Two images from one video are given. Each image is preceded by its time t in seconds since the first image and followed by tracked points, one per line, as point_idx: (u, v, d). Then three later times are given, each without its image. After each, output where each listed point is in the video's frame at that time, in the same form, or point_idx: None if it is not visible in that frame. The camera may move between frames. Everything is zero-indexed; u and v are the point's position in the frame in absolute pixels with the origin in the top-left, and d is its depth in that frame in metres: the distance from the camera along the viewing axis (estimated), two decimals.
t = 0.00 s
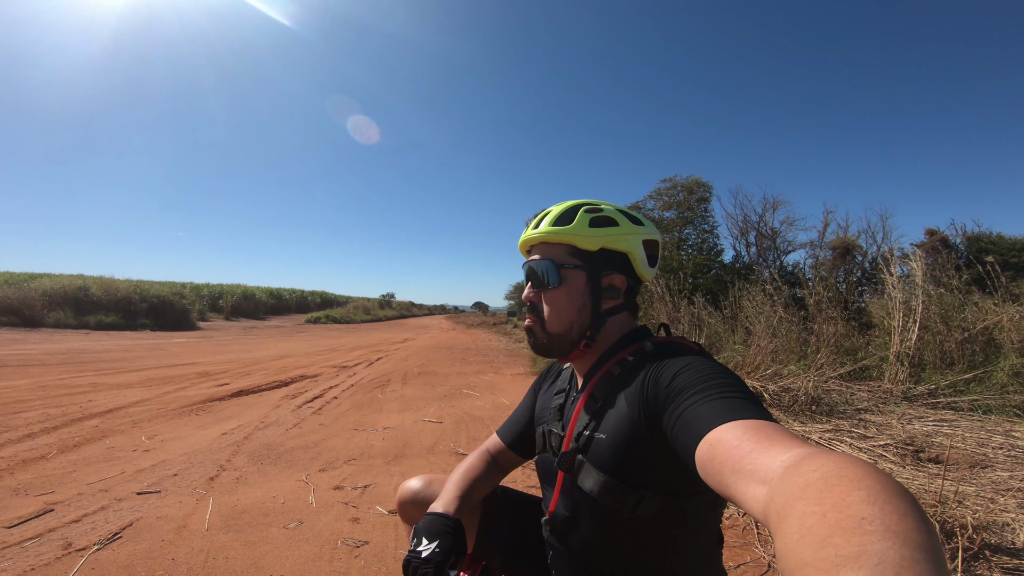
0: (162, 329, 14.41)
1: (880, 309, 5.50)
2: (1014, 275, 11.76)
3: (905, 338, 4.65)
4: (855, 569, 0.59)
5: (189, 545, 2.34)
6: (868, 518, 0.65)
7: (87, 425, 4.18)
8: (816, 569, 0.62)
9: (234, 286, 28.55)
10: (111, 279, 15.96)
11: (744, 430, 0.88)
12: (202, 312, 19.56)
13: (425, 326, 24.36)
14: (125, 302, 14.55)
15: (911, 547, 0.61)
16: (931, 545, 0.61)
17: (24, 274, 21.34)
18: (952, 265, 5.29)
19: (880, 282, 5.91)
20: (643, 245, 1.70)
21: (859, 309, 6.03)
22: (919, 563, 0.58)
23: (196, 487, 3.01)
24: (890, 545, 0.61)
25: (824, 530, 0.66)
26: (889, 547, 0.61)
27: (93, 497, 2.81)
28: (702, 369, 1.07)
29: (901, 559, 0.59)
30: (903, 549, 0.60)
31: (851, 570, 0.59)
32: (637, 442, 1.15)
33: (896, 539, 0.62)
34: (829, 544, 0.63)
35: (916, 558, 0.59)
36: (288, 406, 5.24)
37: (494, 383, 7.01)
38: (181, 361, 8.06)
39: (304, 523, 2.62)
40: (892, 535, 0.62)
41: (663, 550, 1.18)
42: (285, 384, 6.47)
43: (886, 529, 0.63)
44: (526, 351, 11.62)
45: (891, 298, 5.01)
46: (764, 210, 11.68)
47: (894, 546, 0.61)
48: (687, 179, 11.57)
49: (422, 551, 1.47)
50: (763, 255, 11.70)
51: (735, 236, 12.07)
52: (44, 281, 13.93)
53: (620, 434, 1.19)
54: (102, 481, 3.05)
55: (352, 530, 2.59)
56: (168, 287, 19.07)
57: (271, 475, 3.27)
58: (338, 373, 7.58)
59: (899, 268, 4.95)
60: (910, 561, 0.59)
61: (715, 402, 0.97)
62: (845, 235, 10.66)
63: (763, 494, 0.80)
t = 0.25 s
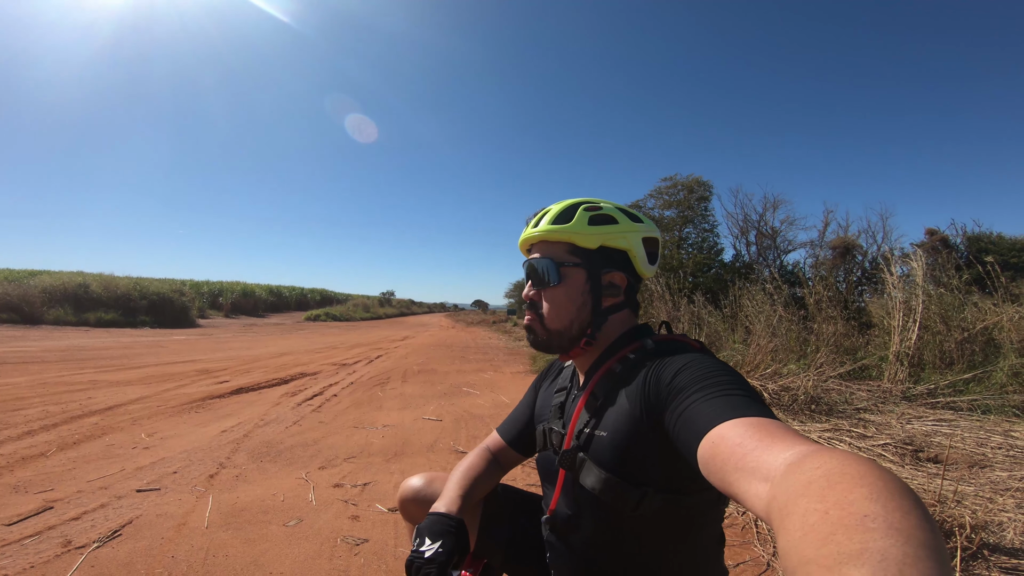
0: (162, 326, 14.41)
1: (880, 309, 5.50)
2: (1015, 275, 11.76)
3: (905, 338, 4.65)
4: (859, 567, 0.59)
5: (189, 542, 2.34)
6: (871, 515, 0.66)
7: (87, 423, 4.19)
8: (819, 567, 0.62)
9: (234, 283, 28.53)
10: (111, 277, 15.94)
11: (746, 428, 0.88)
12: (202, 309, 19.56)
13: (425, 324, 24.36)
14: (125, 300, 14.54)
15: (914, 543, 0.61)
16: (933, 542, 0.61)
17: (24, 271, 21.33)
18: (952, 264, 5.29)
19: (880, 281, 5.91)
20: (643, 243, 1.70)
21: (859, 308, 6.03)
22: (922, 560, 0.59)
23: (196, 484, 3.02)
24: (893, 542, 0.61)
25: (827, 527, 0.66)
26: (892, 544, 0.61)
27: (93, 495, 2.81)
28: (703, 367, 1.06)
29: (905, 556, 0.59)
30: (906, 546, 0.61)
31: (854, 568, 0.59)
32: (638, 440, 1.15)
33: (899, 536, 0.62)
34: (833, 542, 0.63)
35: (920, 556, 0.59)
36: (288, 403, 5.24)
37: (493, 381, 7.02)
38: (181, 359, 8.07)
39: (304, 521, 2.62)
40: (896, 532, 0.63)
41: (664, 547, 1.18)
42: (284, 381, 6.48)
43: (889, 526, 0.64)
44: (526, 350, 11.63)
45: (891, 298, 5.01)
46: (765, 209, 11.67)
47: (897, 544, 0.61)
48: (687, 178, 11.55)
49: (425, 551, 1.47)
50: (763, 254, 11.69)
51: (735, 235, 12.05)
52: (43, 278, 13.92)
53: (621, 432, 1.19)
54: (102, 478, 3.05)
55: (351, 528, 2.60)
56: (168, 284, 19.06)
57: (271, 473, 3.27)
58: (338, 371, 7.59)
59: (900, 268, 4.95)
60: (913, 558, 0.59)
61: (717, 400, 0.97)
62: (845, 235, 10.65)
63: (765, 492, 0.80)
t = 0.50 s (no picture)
0: (162, 324, 14.42)
1: (880, 309, 5.50)
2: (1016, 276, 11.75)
3: (906, 338, 4.65)
4: (868, 567, 0.59)
5: (190, 541, 2.35)
6: (881, 516, 0.66)
7: (87, 421, 4.19)
8: (829, 567, 0.62)
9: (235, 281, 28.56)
10: (112, 274, 15.95)
11: (754, 427, 0.88)
12: (202, 307, 19.57)
13: (425, 322, 24.37)
14: (125, 297, 14.55)
15: (923, 544, 0.61)
16: (943, 543, 0.61)
17: (24, 269, 21.34)
18: (954, 265, 5.28)
19: (881, 282, 5.91)
20: (648, 240, 1.70)
21: (860, 308, 6.03)
22: (933, 560, 0.59)
23: (196, 482, 3.02)
24: (903, 542, 0.61)
25: (836, 528, 0.67)
26: (902, 544, 0.61)
27: (94, 493, 2.82)
28: (710, 366, 1.06)
29: (914, 556, 0.59)
30: (916, 546, 0.61)
31: (864, 568, 0.60)
32: (644, 439, 1.15)
33: (909, 536, 0.62)
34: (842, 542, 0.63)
35: (930, 556, 0.59)
36: (288, 402, 5.24)
37: (494, 380, 7.02)
38: (181, 357, 8.07)
39: (305, 519, 2.63)
40: (906, 533, 0.63)
41: (668, 546, 1.19)
42: (285, 379, 6.48)
43: (898, 527, 0.64)
44: (526, 348, 11.63)
45: (893, 298, 5.00)
46: (766, 209, 11.65)
47: (907, 544, 0.61)
48: (688, 177, 11.54)
49: (430, 549, 1.47)
50: (763, 254, 11.68)
51: (736, 235, 12.04)
52: (44, 276, 13.92)
53: (627, 431, 1.19)
54: (102, 477, 3.06)
55: (352, 526, 2.60)
56: (169, 282, 19.07)
57: (272, 472, 3.27)
58: (338, 369, 7.59)
59: (901, 268, 4.94)
60: (924, 558, 0.59)
61: (724, 399, 0.97)
62: (846, 234, 10.64)
63: (773, 492, 0.80)
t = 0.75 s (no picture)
0: (163, 322, 14.44)
1: (881, 310, 5.49)
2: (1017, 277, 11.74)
3: (906, 339, 4.64)
4: (861, 567, 0.59)
5: (189, 539, 2.35)
6: (875, 516, 0.66)
7: (87, 419, 4.20)
8: (822, 567, 0.63)
9: (236, 280, 28.59)
10: (113, 272, 15.96)
11: (750, 427, 0.88)
12: (203, 306, 19.58)
13: (426, 321, 24.39)
14: (125, 295, 14.56)
15: (917, 545, 0.61)
16: (938, 543, 0.61)
17: (25, 266, 21.36)
18: (955, 266, 5.28)
19: (882, 282, 5.90)
20: (648, 240, 1.70)
21: (860, 309, 6.02)
22: (926, 561, 0.59)
23: (196, 481, 3.03)
24: (896, 543, 0.62)
25: (831, 527, 0.67)
26: (895, 545, 0.61)
27: (94, 491, 2.82)
28: (708, 366, 1.06)
29: (907, 557, 0.59)
30: (910, 547, 0.61)
31: (857, 569, 0.60)
32: (640, 437, 1.15)
33: (903, 537, 0.62)
34: (835, 542, 0.64)
35: (924, 556, 0.59)
36: (288, 400, 5.25)
37: (494, 379, 7.03)
38: (182, 355, 8.08)
39: (304, 518, 2.63)
40: (899, 533, 0.63)
41: (663, 546, 1.19)
42: (285, 378, 6.49)
43: (892, 527, 0.64)
44: (526, 348, 11.63)
45: (893, 299, 5.00)
46: (767, 209, 11.63)
47: (900, 544, 0.61)
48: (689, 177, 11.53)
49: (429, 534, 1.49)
50: (764, 254, 11.67)
51: (737, 235, 12.03)
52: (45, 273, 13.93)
53: (623, 429, 1.19)
54: (102, 475, 3.06)
55: (352, 525, 2.61)
56: (170, 280, 19.08)
57: (272, 470, 3.28)
58: (339, 368, 7.60)
59: (902, 269, 4.93)
60: (917, 559, 0.59)
61: (722, 399, 0.97)
62: (847, 235, 10.63)
63: (769, 492, 0.80)
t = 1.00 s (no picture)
0: (165, 322, 14.48)
1: (883, 310, 5.48)
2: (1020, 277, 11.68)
3: (908, 339, 4.63)
4: (861, 570, 0.59)
5: (190, 538, 2.36)
6: (875, 518, 0.66)
7: (90, 418, 4.21)
8: (822, 569, 0.63)
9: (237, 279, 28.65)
10: (115, 272, 16.00)
11: (750, 428, 0.87)
12: (205, 305, 19.62)
13: (427, 321, 24.41)
14: (127, 295, 14.61)
15: (917, 547, 0.61)
16: (937, 545, 0.61)
17: (27, 266, 21.43)
18: (957, 266, 5.26)
19: (884, 282, 5.89)
20: (649, 240, 1.70)
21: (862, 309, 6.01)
22: (925, 563, 0.59)
23: (198, 480, 3.04)
24: (896, 545, 0.62)
25: (831, 529, 0.66)
26: (895, 547, 0.61)
27: (96, 490, 2.83)
28: (709, 367, 1.06)
29: (907, 560, 0.59)
30: (909, 549, 0.61)
31: (857, 571, 0.60)
32: (640, 439, 1.15)
33: (903, 539, 0.62)
34: (835, 544, 0.64)
35: (923, 559, 0.59)
36: (290, 400, 5.26)
37: (495, 379, 7.03)
38: (184, 354, 8.11)
39: (305, 517, 2.64)
40: (899, 535, 0.63)
41: (662, 547, 1.19)
42: (287, 377, 6.50)
43: (892, 530, 0.64)
44: (527, 347, 11.64)
45: (895, 299, 4.98)
46: (769, 208, 11.61)
47: (900, 547, 0.61)
48: (691, 176, 11.51)
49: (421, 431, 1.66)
50: (766, 254, 11.65)
51: (739, 235, 12.01)
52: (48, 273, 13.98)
53: (623, 430, 1.19)
54: (104, 474, 3.07)
55: (353, 524, 2.61)
56: (172, 280, 19.14)
57: (273, 469, 3.29)
58: (340, 367, 7.61)
59: (904, 269, 4.91)
60: (916, 561, 0.59)
61: (722, 400, 0.96)
62: (849, 234, 10.60)
63: (769, 493, 0.80)
